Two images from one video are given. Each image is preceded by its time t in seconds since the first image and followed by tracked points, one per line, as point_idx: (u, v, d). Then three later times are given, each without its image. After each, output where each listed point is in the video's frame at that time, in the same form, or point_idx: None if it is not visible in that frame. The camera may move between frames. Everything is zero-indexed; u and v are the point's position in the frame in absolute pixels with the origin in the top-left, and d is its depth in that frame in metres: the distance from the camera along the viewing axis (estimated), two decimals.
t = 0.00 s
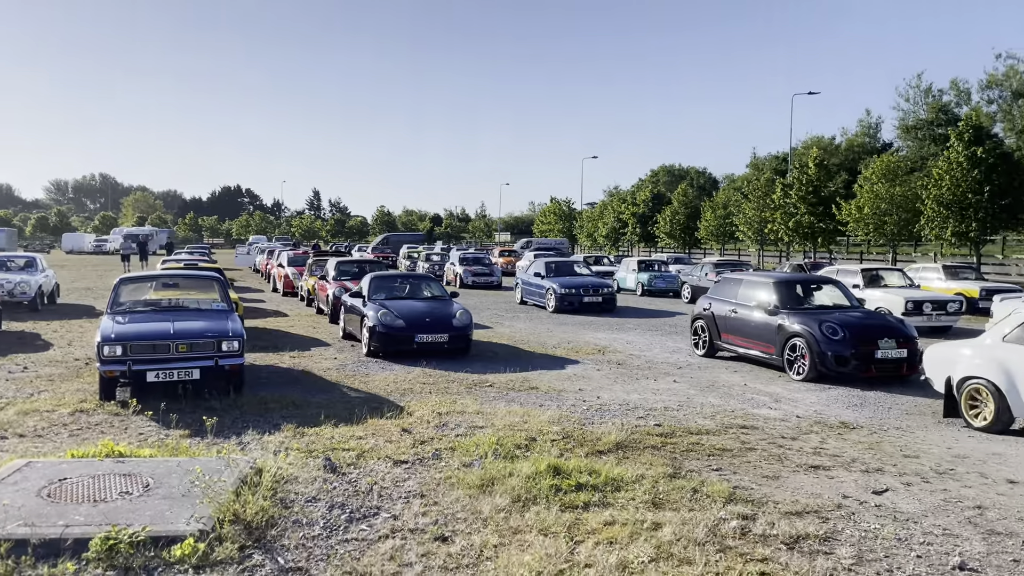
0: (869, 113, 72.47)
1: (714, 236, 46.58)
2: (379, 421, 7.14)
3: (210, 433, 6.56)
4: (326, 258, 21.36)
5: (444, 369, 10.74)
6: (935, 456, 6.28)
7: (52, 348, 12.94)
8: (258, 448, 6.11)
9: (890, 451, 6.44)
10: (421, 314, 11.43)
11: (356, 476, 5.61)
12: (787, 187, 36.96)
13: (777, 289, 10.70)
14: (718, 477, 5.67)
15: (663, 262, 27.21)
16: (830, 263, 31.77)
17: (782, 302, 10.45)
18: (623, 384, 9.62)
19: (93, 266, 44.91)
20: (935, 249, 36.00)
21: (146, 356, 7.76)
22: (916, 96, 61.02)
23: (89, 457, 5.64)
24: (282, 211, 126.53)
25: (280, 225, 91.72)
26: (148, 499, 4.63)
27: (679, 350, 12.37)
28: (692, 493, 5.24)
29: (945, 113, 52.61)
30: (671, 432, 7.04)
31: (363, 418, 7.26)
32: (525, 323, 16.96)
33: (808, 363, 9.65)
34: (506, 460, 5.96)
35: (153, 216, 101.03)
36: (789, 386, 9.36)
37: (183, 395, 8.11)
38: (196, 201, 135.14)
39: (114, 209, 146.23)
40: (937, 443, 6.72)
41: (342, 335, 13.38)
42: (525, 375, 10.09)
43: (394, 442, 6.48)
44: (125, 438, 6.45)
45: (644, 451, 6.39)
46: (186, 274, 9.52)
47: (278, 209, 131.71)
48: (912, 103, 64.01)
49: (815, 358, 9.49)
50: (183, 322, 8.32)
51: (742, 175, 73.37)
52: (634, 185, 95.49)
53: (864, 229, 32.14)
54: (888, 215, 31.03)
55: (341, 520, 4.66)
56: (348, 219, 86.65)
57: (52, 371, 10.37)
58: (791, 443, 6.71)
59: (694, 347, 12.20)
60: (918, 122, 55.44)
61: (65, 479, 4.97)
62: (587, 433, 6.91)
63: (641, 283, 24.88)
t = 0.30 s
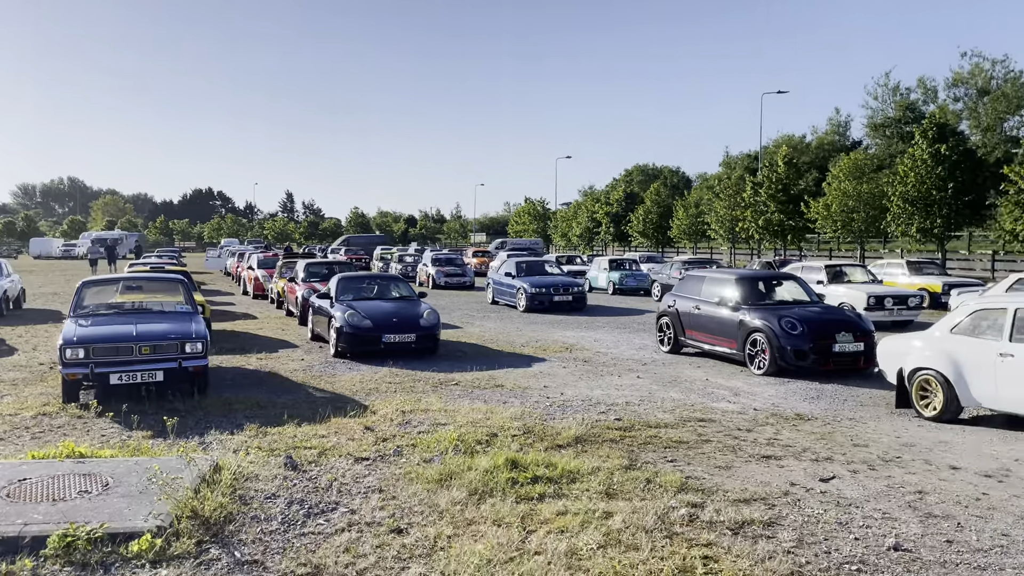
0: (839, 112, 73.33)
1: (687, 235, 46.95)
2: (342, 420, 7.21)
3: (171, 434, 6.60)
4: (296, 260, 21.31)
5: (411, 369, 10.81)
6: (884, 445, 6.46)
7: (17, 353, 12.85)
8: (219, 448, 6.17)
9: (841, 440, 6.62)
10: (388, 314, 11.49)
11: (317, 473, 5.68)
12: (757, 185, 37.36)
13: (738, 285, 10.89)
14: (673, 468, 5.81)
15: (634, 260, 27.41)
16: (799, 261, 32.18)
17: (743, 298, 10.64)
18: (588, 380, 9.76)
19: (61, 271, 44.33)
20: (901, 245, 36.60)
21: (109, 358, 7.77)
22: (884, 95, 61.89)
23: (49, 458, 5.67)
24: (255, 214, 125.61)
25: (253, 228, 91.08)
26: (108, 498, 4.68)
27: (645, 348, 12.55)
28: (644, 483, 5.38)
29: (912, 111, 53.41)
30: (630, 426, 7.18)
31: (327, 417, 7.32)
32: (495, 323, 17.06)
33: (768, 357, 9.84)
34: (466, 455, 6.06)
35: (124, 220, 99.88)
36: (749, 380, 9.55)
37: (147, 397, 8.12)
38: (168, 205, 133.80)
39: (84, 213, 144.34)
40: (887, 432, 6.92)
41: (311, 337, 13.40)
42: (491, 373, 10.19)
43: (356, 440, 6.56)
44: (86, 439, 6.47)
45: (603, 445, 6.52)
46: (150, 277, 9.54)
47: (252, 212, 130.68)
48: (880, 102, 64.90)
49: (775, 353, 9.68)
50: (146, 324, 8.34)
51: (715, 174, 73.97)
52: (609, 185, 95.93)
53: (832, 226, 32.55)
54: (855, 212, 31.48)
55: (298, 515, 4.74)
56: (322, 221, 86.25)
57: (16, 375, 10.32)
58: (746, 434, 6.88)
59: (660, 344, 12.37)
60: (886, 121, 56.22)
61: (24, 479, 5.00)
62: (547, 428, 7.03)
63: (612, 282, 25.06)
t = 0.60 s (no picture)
0: (808, 109, 74.25)
1: (659, 232, 47.37)
2: (308, 415, 7.33)
3: (139, 429, 6.69)
4: (268, 259, 21.33)
5: (380, 365, 10.94)
6: (833, 431, 6.71)
7: None
8: (185, 443, 6.26)
9: (792, 428, 6.85)
10: (357, 312, 11.59)
11: (281, 466, 5.80)
12: (727, 181, 37.80)
13: (700, 280, 11.14)
14: (628, 456, 6.01)
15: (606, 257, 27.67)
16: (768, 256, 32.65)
17: (705, 293, 10.89)
18: (553, 374, 9.95)
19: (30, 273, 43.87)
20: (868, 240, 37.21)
21: (76, 356, 7.82)
22: (853, 91, 62.82)
23: (15, 454, 5.74)
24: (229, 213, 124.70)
25: (227, 227, 90.46)
26: (73, 491, 4.78)
27: (612, 342, 12.77)
28: (599, 470, 5.58)
29: (880, 108, 54.28)
30: (591, 417, 7.38)
31: (293, 413, 7.44)
32: (467, 320, 17.23)
33: (728, 349, 10.08)
34: (429, 446, 6.22)
35: (95, 220, 98.73)
36: (710, 372, 9.80)
37: (115, 395, 8.19)
38: (141, 206, 132.50)
39: (54, 214, 142.36)
40: (837, 420, 7.17)
41: (281, 335, 13.48)
42: (459, 369, 10.35)
43: (321, 434, 6.69)
44: (53, 436, 6.54)
45: (563, 435, 6.71)
46: (117, 276, 9.59)
47: (226, 212, 129.80)
48: (849, 99, 65.88)
49: (735, 345, 9.93)
50: (113, 323, 8.39)
51: (688, 171, 74.60)
52: (584, 182, 96.39)
53: (800, 222, 33.03)
54: (822, 208, 32.00)
55: (261, 505, 4.86)
56: (297, 220, 85.88)
57: None
58: (702, 423, 7.10)
59: (626, 338, 12.59)
60: (854, 117, 57.10)
61: None
62: (510, 420, 7.21)
63: (584, 278, 25.31)
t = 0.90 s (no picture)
0: (785, 105, 74.79)
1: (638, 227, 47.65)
2: (277, 409, 7.41)
3: (106, 425, 6.74)
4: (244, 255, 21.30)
5: (352, 360, 11.02)
6: (790, 421, 6.88)
7: None
8: (152, 438, 6.33)
9: (751, 418, 7.02)
10: (330, 308, 11.66)
11: (247, 459, 5.89)
12: (704, 177, 38.09)
13: (668, 274, 11.31)
14: (589, 446, 6.14)
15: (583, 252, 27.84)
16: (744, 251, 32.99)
17: (673, 287, 11.05)
18: (523, 368, 10.09)
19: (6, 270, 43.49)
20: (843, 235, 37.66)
21: (45, 353, 7.85)
22: (829, 87, 63.41)
23: None
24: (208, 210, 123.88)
25: (206, 224, 89.87)
26: (36, 485, 4.85)
27: (583, 336, 12.92)
28: (560, 460, 5.70)
29: (855, 103, 54.85)
30: (556, 410, 7.51)
31: (262, 407, 7.51)
32: (442, 315, 17.32)
33: (695, 342, 10.25)
34: (394, 439, 6.32)
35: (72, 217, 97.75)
36: (677, 365, 9.97)
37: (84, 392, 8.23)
38: (118, 203, 131.25)
39: (30, 211, 140.73)
40: (795, 410, 7.35)
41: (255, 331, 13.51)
42: (430, 363, 10.45)
43: (289, 428, 6.77)
44: (19, 433, 6.58)
45: (527, 427, 6.83)
46: (86, 273, 9.61)
47: (205, 209, 128.95)
48: (825, 94, 66.48)
49: (701, 338, 10.10)
50: (83, 320, 8.42)
51: (667, 167, 74.99)
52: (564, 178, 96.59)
53: (775, 217, 33.38)
54: (797, 202, 32.36)
55: (224, 497, 4.95)
56: (276, 217, 85.45)
57: None
58: (665, 414, 7.25)
59: (597, 333, 12.74)
60: (830, 113, 57.66)
61: None
62: (476, 413, 7.32)
63: (561, 273, 25.47)
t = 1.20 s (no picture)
0: (766, 99, 75.25)
1: (619, 220, 47.83)
2: (244, 400, 7.45)
3: (72, 416, 6.76)
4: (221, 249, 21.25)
5: (325, 353, 11.07)
6: (750, 409, 7.01)
7: None
8: (116, 428, 6.36)
9: (713, 406, 7.14)
10: (302, 300, 11.69)
11: (211, 449, 5.93)
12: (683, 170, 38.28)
13: (639, 266, 11.41)
14: (550, 434, 6.24)
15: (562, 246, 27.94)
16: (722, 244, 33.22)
17: (643, 279, 11.16)
18: (494, 359, 10.17)
19: None
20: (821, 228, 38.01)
21: (12, 346, 7.86)
22: (809, 81, 63.84)
23: None
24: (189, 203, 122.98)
25: (187, 217, 89.31)
26: None
27: (557, 328, 13.02)
28: (520, 447, 5.80)
29: (835, 97, 55.26)
30: (522, 399, 7.60)
31: (229, 398, 7.55)
32: (419, 308, 17.39)
33: (664, 333, 10.37)
34: (358, 428, 6.38)
35: (51, 211, 96.78)
36: (646, 355, 10.09)
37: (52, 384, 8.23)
38: (98, 196, 130.10)
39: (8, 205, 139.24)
40: (757, 399, 7.48)
41: (230, 324, 13.51)
42: (402, 355, 10.52)
43: (254, 419, 6.82)
44: None
45: (492, 416, 6.91)
46: (54, 266, 9.60)
47: (186, 203, 128.04)
48: (805, 89, 66.91)
49: (670, 329, 10.22)
50: (50, 312, 8.42)
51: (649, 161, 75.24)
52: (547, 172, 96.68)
53: (753, 210, 33.63)
54: (775, 196, 32.62)
55: (184, 485, 5.01)
56: (258, 210, 85.00)
57: None
58: (628, 403, 7.36)
59: (570, 325, 12.84)
60: (810, 107, 58.07)
61: None
62: (443, 403, 7.39)
63: (540, 266, 25.56)
